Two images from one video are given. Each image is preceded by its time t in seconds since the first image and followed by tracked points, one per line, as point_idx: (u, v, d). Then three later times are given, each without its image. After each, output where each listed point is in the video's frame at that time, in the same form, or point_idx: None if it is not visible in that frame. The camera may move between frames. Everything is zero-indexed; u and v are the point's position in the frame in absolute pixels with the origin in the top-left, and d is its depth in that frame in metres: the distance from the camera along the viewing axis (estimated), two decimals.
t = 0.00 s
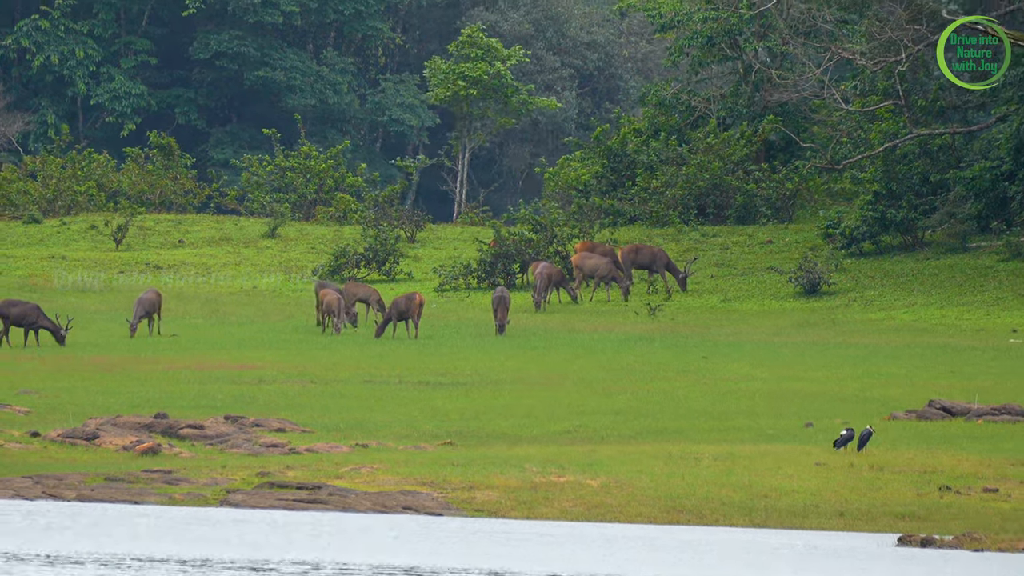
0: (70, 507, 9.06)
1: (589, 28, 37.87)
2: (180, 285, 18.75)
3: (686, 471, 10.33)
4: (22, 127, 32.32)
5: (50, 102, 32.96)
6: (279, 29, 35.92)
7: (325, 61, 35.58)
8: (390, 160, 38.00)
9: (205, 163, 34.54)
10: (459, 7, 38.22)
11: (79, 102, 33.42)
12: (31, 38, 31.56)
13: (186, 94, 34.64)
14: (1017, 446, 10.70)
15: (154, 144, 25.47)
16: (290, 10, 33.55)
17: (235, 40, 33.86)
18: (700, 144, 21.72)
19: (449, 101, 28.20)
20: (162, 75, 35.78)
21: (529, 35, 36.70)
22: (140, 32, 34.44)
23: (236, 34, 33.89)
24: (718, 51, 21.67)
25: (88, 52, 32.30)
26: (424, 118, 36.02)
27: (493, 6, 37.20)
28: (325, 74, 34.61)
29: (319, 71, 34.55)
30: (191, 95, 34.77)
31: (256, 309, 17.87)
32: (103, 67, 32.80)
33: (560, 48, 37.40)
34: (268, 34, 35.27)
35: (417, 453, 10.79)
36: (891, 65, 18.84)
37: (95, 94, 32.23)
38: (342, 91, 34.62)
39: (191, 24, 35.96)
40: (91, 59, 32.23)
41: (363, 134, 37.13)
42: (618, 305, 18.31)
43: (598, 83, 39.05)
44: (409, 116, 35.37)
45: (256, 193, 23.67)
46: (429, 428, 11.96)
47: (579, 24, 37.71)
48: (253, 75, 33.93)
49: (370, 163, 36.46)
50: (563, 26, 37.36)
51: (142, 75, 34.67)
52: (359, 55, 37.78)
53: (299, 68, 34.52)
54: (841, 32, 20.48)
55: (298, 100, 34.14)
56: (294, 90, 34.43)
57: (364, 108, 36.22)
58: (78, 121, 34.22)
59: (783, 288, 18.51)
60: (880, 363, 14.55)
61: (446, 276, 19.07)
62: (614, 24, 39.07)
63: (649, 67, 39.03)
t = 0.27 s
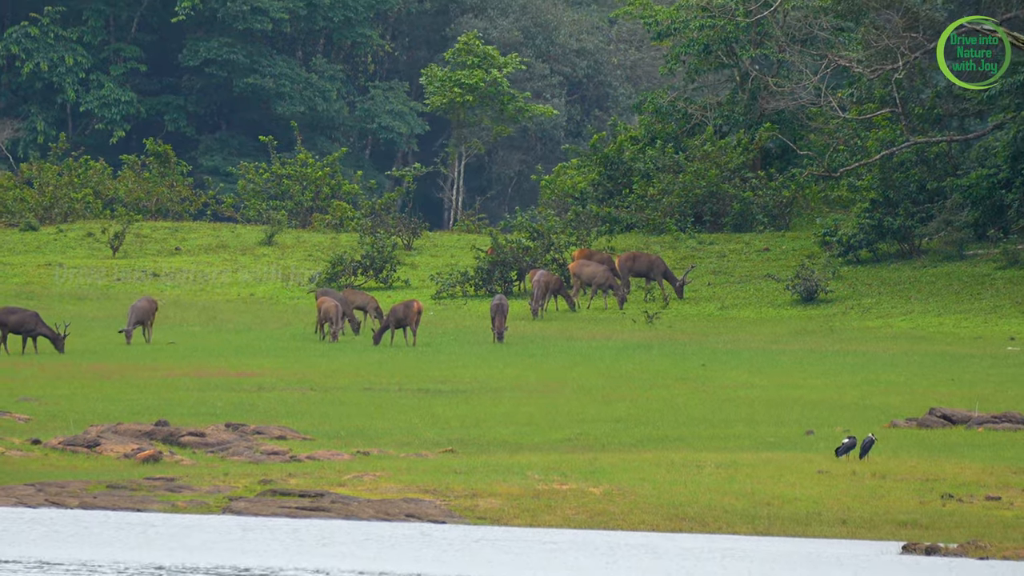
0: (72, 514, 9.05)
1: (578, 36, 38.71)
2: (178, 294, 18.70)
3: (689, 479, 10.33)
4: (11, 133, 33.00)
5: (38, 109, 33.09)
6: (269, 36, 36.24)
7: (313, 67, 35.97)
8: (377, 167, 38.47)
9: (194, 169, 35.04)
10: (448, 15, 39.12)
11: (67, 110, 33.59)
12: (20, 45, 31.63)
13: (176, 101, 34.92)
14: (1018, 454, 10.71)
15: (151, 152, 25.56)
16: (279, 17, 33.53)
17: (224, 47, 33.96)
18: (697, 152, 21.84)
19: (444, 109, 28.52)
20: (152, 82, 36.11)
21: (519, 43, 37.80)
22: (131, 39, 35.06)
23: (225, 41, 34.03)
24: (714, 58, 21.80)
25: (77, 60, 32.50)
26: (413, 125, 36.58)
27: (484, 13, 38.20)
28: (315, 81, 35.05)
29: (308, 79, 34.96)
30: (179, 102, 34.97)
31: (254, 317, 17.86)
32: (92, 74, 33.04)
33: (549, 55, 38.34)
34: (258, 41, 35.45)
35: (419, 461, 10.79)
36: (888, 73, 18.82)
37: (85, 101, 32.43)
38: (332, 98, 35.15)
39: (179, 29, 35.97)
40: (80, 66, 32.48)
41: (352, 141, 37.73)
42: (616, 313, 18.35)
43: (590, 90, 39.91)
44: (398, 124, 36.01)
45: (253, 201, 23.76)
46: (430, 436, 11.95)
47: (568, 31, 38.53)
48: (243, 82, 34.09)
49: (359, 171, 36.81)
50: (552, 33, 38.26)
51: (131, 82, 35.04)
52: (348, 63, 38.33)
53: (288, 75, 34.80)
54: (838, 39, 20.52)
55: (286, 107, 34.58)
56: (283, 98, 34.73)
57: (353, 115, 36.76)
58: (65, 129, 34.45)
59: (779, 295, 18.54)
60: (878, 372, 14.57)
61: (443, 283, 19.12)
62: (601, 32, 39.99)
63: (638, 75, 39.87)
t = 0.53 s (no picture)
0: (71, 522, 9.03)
1: (565, 44, 38.80)
2: (173, 304, 18.65)
3: (689, 488, 10.33)
4: None
5: (25, 117, 33.14)
6: (257, 44, 36.45)
7: (300, 76, 36.12)
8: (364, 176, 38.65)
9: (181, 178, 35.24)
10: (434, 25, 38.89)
11: (54, 118, 33.64)
12: (8, 53, 31.65)
13: (163, 110, 35.03)
14: (1018, 464, 10.72)
15: (145, 161, 25.58)
16: (266, 25, 33.60)
17: (211, 56, 34.05)
18: (692, 161, 21.93)
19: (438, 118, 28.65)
20: (139, 91, 36.18)
21: (506, 52, 37.96)
22: (119, 48, 35.05)
23: (212, 50, 34.14)
24: (709, 67, 21.87)
25: (64, 68, 32.56)
26: (400, 134, 36.80)
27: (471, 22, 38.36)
28: (302, 89, 35.27)
29: (295, 87, 35.16)
30: (166, 110, 35.11)
31: (249, 326, 17.83)
32: (80, 83, 33.10)
33: (537, 64, 38.34)
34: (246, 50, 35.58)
35: (419, 471, 10.77)
36: (883, 82, 18.87)
37: (72, 110, 32.50)
38: (319, 107, 35.33)
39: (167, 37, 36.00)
40: (67, 75, 32.52)
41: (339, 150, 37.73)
42: (612, 322, 18.36)
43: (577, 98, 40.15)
44: (386, 133, 36.22)
45: (247, 210, 23.80)
46: (429, 444, 11.93)
47: (555, 40, 38.59)
48: (230, 91, 34.30)
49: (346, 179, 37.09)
50: (540, 41, 38.34)
51: (118, 91, 35.11)
52: (335, 71, 38.62)
53: (275, 84, 34.98)
54: (834, 49, 20.64)
55: (274, 115, 34.77)
56: (270, 106, 34.94)
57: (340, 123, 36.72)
58: (52, 138, 34.53)
59: (774, 304, 18.55)
60: (876, 381, 14.58)
61: (439, 292, 19.14)
62: (587, 41, 40.15)
63: (626, 84, 40.09)
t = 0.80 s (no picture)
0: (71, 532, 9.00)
1: (552, 54, 38.79)
2: (169, 314, 18.59)
3: (690, 498, 10.32)
4: None
5: (13, 126, 33.15)
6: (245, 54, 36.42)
7: (288, 85, 36.12)
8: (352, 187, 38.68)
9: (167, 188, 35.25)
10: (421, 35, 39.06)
11: (41, 127, 33.67)
12: None
13: (151, 119, 35.05)
14: (1018, 474, 10.74)
15: (139, 172, 25.57)
16: (254, 35, 33.79)
17: (198, 65, 34.17)
18: (687, 171, 22.03)
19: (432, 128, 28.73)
20: (127, 100, 36.16)
21: (494, 61, 37.99)
22: (106, 57, 35.06)
23: (199, 59, 34.23)
24: (704, 77, 22.06)
25: (51, 77, 32.62)
26: (388, 143, 36.79)
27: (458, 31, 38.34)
28: (289, 99, 35.17)
29: (282, 96, 35.19)
30: (154, 120, 35.14)
31: (245, 335, 17.80)
32: (67, 92, 33.10)
33: (525, 73, 38.44)
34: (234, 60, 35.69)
35: (419, 481, 10.75)
36: (880, 92, 18.90)
37: (59, 119, 32.53)
38: (307, 117, 35.30)
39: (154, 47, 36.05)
40: (54, 84, 32.54)
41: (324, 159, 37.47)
42: (608, 331, 18.37)
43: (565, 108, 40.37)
44: (373, 142, 36.14)
45: (242, 220, 23.80)
46: (428, 455, 11.91)
47: (543, 49, 38.60)
48: (217, 101, 34.36)
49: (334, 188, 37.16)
50: (527, 51, 38.35)
51: (105, 100, 35.15)
52: (322, 81, 38.70)
53: (263, 93, 34.93)
54: (829, 59, 20.78)
55: (261, 125, 34.79)
56: (257, 115, 34.91)
57: (328, 132, 36.77)
58: (39, 147, 34.53)
59: (770, 314, 18.57)
60: (873, 391, 14.59)
61: (434, 302, 19.13)
62: (575, 50, 40.16)
63: (613, 94, 39.95)
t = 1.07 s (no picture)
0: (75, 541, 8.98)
1: (543, 63, 38.44)
2: (168, 323, 18.57)
3: (695, 508, 10.31)
4: None
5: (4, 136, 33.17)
6: (235, 64, 36.38)
7: (278, 95, 36.22)
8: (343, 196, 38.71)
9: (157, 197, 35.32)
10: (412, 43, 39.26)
11: (32, 136, 33.71)
12: None
13: (142, 129, 35.06)
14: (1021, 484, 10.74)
15: (138, 181, 25.57)
16: (245, 44, 33.87)
17: (189, 74, 34.24)
18: (686, 181, 22.15)
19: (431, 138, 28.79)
20: (118, 110, 36.12)
21: (485, 70, 38.01)
22: (97, 66, 35.06)
23: (190, 69, 34.29)
24: (702, 87, 22.34)
25: (42, 87, 32.65)
26: (379, 153, 36.93)
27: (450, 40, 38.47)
28: (279, 108, 35.40)
29: (273, 106, 35.27)
30: (145, 129, 35.15)
31: (244, 345, 17.78)
32: (57, 101, 33.26)
33: (516, 83, 38.13)
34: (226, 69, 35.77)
35: (423, 491, 10.74)
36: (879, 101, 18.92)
37: (50, 129, 32.57)
38: (297, 126, 35.40)
39: (146, 56, 36.07)
40: (45, 93, 32.57)
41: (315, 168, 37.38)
42: (608, 341, 18.37)
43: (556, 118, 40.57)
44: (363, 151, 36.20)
45: (240, 230, 23.81)
46: (431, 464, 11.90)
47: (534, 59, 38.27)
48: (208, 111, 34.37)
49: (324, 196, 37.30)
50: (518, 61, 38.14)
51: (97, 110, 35.19)
52: (313, 89, 38.74)
53: (254, 103, 35.07)
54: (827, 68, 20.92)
55: (253, 134, 34.82)
56: (248, 125, 34.98)
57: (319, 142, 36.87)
58: (30, 156, 34.56)
59: (770, 323, 18.59)
60: (874, 401, 14.60)
61: (433, 312, 19.11)
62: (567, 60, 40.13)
63: (604, 103, 40.61)
